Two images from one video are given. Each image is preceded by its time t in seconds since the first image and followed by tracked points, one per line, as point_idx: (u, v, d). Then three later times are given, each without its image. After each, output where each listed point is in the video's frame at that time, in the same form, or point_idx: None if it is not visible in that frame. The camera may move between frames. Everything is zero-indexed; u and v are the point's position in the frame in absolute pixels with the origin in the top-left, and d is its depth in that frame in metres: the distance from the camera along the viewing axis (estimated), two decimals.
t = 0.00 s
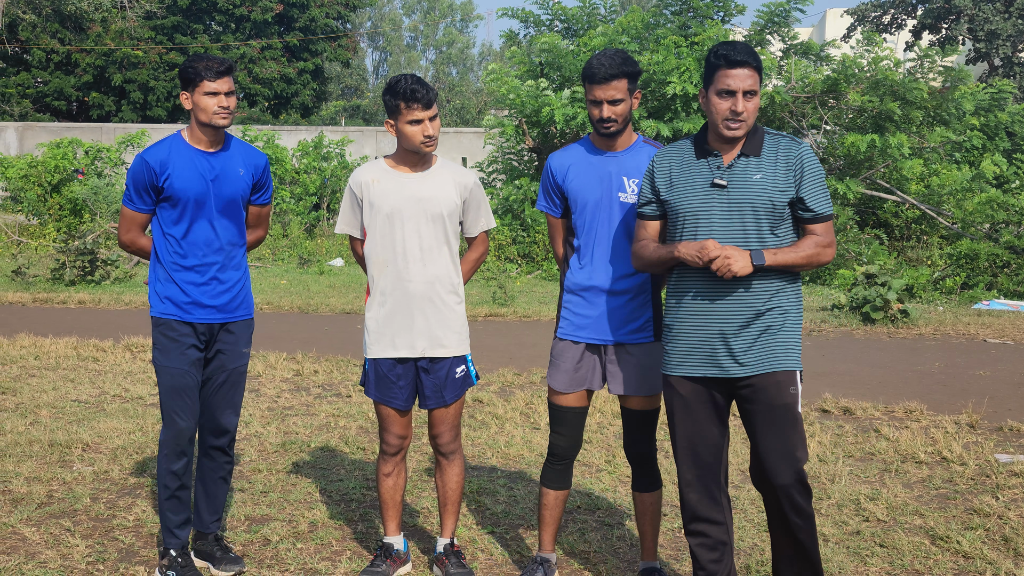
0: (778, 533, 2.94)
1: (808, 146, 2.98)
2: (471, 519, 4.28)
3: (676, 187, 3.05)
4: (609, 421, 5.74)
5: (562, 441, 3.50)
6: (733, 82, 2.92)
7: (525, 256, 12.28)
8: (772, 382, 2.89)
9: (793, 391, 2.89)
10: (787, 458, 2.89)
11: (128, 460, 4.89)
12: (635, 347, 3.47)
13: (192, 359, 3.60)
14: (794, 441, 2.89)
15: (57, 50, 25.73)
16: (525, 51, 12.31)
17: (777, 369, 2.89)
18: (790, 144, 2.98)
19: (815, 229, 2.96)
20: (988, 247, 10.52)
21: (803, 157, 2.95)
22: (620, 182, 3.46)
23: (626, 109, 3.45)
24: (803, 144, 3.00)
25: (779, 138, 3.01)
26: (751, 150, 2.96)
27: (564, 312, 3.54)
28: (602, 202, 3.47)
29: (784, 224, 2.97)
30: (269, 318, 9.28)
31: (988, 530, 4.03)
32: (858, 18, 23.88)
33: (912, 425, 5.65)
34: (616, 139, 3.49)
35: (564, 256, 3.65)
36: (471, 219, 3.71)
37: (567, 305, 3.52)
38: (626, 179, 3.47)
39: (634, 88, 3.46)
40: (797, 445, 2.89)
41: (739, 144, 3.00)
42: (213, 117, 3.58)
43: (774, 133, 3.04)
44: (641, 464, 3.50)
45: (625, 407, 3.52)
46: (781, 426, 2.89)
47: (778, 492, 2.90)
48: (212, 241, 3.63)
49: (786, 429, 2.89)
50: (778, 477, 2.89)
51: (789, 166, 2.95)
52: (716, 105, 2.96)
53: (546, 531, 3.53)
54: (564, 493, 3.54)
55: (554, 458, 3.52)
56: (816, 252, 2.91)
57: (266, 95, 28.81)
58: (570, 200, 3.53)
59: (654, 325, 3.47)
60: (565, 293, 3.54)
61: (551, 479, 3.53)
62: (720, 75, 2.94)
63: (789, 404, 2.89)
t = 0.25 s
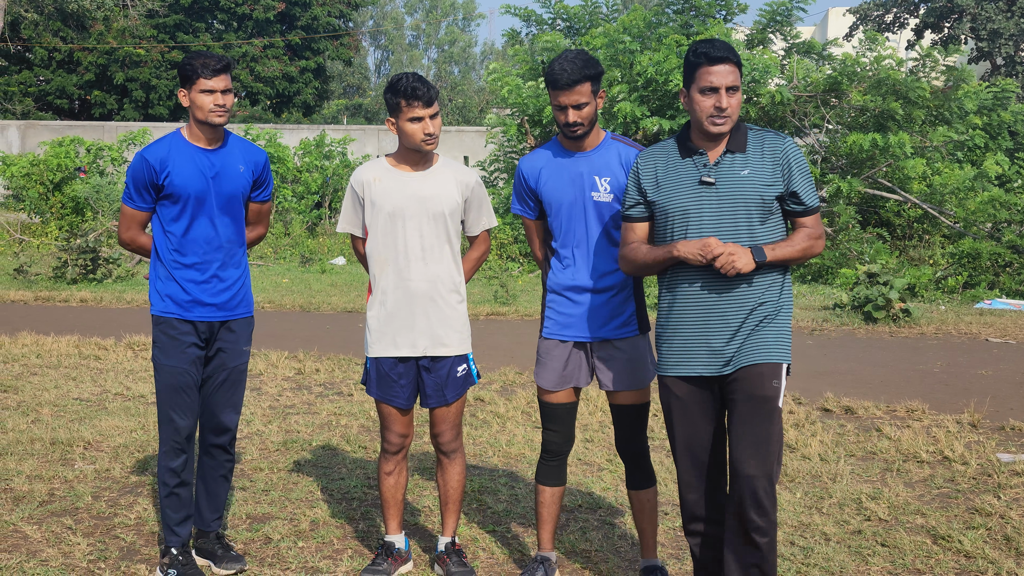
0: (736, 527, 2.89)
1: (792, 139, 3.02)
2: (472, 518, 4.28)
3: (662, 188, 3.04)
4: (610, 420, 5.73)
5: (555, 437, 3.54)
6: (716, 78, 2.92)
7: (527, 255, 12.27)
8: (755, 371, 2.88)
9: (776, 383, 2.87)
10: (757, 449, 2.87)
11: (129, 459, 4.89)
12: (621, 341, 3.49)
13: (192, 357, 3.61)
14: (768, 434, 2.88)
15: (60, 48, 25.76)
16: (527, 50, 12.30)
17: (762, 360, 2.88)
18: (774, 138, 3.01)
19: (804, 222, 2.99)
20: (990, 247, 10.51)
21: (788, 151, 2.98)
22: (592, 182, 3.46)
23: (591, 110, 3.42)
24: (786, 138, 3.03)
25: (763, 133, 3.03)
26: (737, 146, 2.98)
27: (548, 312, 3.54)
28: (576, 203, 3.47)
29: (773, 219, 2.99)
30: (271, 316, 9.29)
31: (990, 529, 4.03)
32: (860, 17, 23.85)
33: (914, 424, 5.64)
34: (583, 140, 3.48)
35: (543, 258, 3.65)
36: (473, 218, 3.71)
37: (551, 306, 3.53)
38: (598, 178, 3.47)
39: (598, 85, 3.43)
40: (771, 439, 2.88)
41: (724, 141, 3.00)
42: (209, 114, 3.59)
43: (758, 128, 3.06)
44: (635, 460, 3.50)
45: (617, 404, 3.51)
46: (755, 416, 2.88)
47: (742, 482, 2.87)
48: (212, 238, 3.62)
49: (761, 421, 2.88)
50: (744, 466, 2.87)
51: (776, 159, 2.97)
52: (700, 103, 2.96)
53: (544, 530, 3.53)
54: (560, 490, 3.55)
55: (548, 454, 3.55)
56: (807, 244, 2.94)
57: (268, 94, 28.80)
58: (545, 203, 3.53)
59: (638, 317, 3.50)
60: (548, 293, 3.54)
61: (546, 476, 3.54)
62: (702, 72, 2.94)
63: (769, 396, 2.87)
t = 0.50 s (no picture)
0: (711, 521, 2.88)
1: (783, 138, 2.98)
2: (473, 517, 4.28)
3: (653, 189, 3.05)
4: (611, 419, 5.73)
5: (552, 435, 3.54)
6: (701, 78, 2.92)
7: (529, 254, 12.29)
8: (738, 367, 2.87)
9: (760, 379, 2.85)
10: (730, 442, 2.85)
11: (130, 458, 4.89)
12: (615, 331, 3.54)
13: (197, 356, 3.61)
14: (745, 426, 2.86)
15: (62, 48, 25.80)
16: (529, 49, 12.29)
17: (747, 356, 2.87)
18: (763, 137, 2.99)
19: (797, 221, 2.95)
20: (992, 247, 10.49)
21: (779, 150, 2.95)
22: (571, 182, 3.46)
23: (565, 119, 3.42)
24: (778, 136, 3.00)
25: (755, 132, 3.00)
26: (725, 146, 2.96)
27: (541, 313, 3.53)
28: (559, 205, 3.47)
29: (765, 218, 2.96)
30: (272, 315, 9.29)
31: (992, 530, 4.02)
32: (862, 16, 23.82)
33: (916, 424, 5.63)
34: (558, 145, 3.48)
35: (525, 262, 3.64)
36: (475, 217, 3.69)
37: (544, 308, 3.52)
38: (576, 178, 3.46)
39: (567, 90, 3.40)
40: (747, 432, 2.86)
41: (712, 140, 2.99)
42: (213, 114, 3.57)
43: (749, 127, 3.04)
44: (631, 447, 3.51)
45: (612, 394, 3.55)
46: (732, 409, 2.87)
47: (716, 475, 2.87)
48: (217, 238, 3.62)
49: (738, 413, 2.86)
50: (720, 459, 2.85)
51: (765, 159, 2.94)
52: (687, 103, 2.96)
53: (544, 528, 3.54)
54: (558, 487, 3.56)
55: (545, 452, 3.55)
56: (800, 245, 2.90)
57: (270, 93, 28.79)
58: (526, 208, 3.51)
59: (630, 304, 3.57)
60: (539, 295, 3.53)
61: (543, 475, 3.55)
62: (687, 72, 2.94)
63: (751, 392, 2.85)
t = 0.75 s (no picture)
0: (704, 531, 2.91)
1: (778, 141, 2.89)
2: (475, 517, 4.28)
3: (645, 187, 3.06)
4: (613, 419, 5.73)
5: (553, 434, 3.54)
6: (689, 79, 2.89)
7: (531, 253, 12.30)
8: (725, 379, 2.88)
9: (748, 391, 2.86)
10: (724, 455, 2.87)
11: (132, 457, 4.90)
12: (615, 323, 3.55)
13: (203, 355, 3.61)
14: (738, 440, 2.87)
15: (64, 47, 25.82)
16: (531, 49, 12.28)
17: (733, 367, 2.87)
18: (757, 140, 2.91)
19: (787, 226, 2.87)
20: (994, 246, 10.49)
21: (771, 153, 2.86)
22: (563, 183, 3.45)
23: (556, 126, 3.39)
24: (774, 138, 2.91)
25: (750, 133, 2.93)
26: (715, 148, 2.91)
27: (541, 314, 3.52)
28: (552, 206, 3.45)
29: (752, 222, 2.91)
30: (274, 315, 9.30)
31: (994, 530, 4.02)
32: (864, 16, 23.82)
33: (918, 424, 5.63)
34: (548, 149, 3.45)
35: (518, 265, 3.64)
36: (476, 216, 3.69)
37: (542, 309, 3.51)
38: (568, 180, 3.45)
39: (557, 97, 3.36)
40: (740, 446, 2.87)
41: (706, 140, 2.95)
42: (223, 115, 3.58)
43: (746, 127, 2.96)
44: (632, 439, 3.50)
45: (611, 387, 3.54)
46: (724, 422, 2.88)
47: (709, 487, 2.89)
48: (223, 238, 3.63)
49: (732, 427, 2.88)
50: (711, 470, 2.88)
51: (755, 162, 2.88)
52: (677, 103, 2.94)
53: (545, 528, 3.53)
54: (558, 486, 3.55)
55: (545, 451, 3.55)
56: (788, 251, 2.84)
57: (272, 92, 28.81)
58: (518, 213, 3.50)
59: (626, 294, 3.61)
60: (537, 296, 3.53)
61: (544, 474, 3.54)
62: (677, 72, 2.91)
63: (740, 403, 2.86)
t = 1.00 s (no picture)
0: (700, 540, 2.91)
1: (779, 145, 2.83)
2: (477, 517, 4.28)
3: (646, 182, 3.08)
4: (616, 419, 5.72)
5: (555, 433, 3.54)
6: (680, 77, 2.87)
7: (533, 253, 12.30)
8: (715, 386, 2.88)
9: (739, 396, 2.86)
10: (720, 464, 2.86)
11: (135, 456, 4.90)
12: (620, 323, 3.55)
13: (211, 354, 3.61)
14: (735, 448, 2.86)
15: (67, 46, 25.85)
16: (533, 48, 12.27)
17: (722, 374, 2.87)
18: (758, 142, 2.85)
19: (781, 232, 2.81)
20: (997, 246, 10.47)
21: (769, 157, 2.81)
22: (563, 182, 3.44)
23: (557, 125, 3.39)
24: (776, 142, 2.85)
25: (751, 136, 2.87)
26: (713, 148, 2.88)
27: (542, 313, 3.52)
28: (552, 205, 3.45)
29: (746, 224, 2.88)
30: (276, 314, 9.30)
31: (997, 530, 4.01)
32: (868, 16, 23.77)
33: (920, 424, 5.62)
34: (548, 148, 3.45)
35: (519, 265, 3.63)
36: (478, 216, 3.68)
37: (543, 308, 3.51)
38: (569, 178, 3.45)
39: (557, 98, 3.35)
40: (736, 454, 2.86)
41: (705, 139, 2.92)
42: (232, 115, 3.60)
43: (749, 130, 2.90)
44: (634, 439, 3.51)
45: (614, 387, 3.54)
46: (719, 430, 2.88)
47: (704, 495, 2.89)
48: (231, 237, 3.64)
49: (728, 435, 2.86)
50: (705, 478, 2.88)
51: (753, 165, 2.83)
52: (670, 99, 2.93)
53: (548, 527, 3.53)
54: (561, 486, 3.55)
55: (547, 451, 3.55)
56: (776, 257, 2.78)
57: (275, 92, 28.81)
58: (518, 212, 3.50)
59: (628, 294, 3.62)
60: (538, 295, 3.52)
61: (546, 474, 3.54)
62: (670, 69, 2.90)
63: (732, 410, 2.87)
